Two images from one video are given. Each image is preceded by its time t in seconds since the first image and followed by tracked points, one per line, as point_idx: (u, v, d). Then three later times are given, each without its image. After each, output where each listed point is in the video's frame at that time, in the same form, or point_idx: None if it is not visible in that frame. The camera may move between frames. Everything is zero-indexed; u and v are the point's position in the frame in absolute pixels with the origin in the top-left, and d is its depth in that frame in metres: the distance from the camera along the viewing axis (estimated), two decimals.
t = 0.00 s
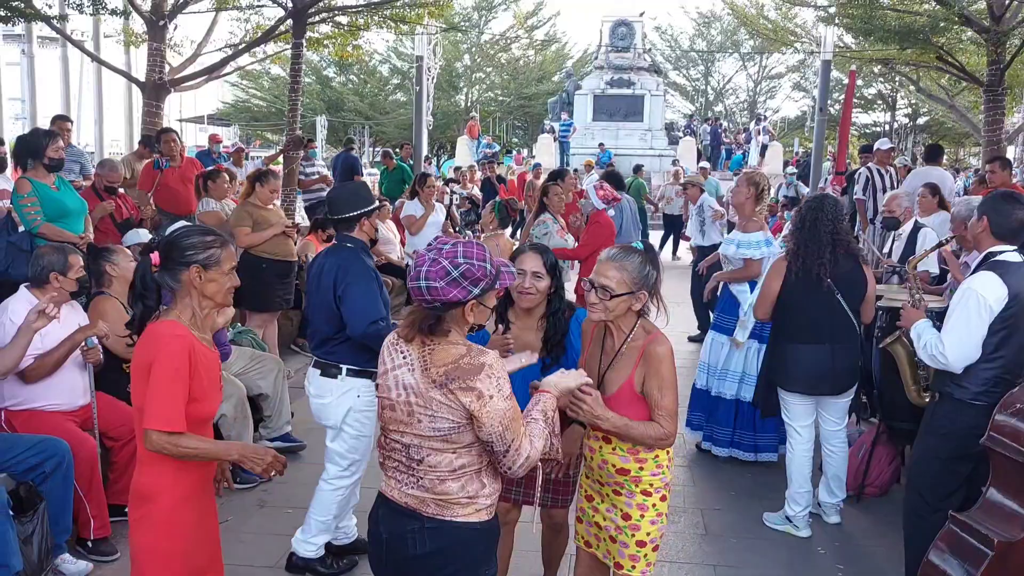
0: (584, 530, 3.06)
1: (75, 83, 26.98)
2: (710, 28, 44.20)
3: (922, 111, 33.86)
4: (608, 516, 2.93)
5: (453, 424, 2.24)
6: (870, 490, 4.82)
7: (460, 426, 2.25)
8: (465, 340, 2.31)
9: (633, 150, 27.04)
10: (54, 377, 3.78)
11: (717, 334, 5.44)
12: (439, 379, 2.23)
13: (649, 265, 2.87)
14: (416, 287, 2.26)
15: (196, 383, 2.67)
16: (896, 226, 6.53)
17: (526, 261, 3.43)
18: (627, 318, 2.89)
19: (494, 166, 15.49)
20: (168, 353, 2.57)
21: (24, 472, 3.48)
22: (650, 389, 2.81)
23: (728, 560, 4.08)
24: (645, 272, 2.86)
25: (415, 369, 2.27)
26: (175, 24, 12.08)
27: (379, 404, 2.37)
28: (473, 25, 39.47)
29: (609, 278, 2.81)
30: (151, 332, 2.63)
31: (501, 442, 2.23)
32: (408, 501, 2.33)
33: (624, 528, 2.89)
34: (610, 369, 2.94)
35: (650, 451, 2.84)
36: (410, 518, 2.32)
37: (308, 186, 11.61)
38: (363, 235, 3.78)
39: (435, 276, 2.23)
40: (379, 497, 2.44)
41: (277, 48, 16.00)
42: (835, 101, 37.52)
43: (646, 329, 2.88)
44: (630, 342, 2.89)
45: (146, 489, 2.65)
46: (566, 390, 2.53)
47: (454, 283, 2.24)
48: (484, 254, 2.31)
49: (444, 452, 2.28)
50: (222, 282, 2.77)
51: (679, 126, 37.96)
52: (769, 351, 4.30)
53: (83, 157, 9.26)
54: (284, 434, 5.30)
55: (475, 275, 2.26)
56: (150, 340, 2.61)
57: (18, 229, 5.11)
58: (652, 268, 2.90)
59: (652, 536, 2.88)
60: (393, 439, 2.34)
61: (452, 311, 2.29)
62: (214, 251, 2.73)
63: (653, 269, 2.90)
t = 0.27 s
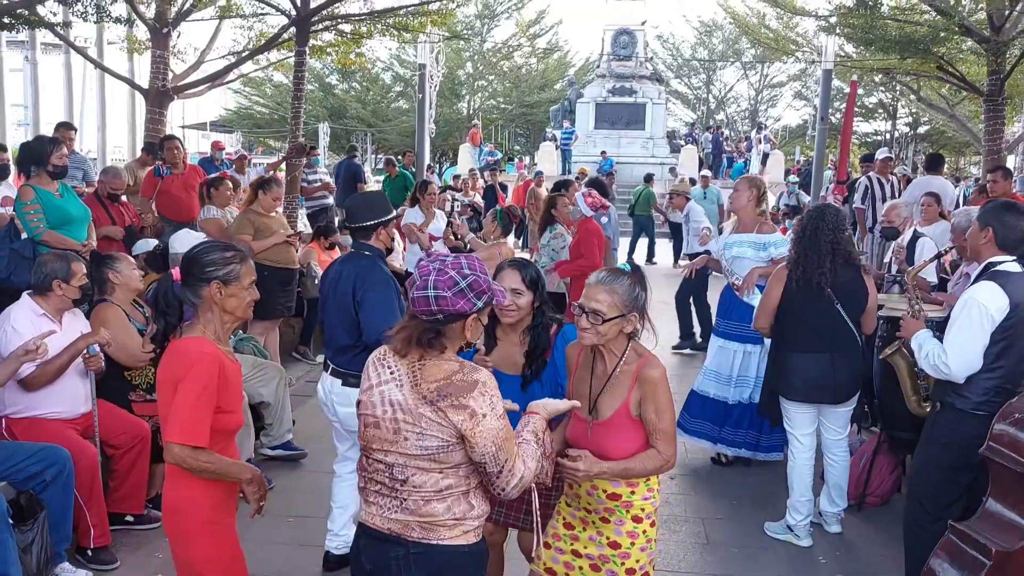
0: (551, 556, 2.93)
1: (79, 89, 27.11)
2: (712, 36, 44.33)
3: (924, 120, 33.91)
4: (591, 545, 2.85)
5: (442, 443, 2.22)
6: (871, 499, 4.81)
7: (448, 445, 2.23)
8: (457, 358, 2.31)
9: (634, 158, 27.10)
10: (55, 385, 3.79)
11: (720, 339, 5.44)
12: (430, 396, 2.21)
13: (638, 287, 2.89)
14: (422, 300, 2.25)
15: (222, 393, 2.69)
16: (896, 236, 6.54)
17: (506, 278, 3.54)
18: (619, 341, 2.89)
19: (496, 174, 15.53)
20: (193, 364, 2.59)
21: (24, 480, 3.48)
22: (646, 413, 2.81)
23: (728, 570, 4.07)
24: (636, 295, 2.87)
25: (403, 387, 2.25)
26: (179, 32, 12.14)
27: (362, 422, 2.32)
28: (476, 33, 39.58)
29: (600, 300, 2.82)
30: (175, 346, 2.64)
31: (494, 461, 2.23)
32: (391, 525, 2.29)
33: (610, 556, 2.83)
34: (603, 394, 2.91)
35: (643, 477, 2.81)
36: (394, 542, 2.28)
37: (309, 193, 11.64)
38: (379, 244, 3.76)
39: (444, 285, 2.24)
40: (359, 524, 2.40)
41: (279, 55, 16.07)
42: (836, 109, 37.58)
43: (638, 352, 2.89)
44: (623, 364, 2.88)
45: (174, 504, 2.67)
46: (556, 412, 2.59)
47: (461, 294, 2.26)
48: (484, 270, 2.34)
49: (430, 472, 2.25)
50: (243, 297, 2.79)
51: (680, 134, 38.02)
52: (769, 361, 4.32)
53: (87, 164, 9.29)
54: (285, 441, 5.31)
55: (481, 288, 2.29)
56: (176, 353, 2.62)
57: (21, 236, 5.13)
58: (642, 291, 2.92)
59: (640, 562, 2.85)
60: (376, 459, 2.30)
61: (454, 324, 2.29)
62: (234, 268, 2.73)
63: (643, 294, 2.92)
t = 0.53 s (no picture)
0: (532, 561, 2.93)
1: (80, 95, 27.15)
2: (712, 43, 44.41)
3: (924, 127, 33.93)
4: (570, 545, 2.86)
5: (427, 459, 2.21)
6: (871, 506, 4.80)
7: (433, 460, 2.22)
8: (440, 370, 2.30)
9: (635, 164, 27.12)
10: (54, 392, 3.78)
11: (723, 350, 5.45)
12: (415, 412, 2.20)
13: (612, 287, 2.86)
14: (405, 310, 2.22)
15: (262, 392, 2.68)
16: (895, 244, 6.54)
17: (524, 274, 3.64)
18: (591, 341, 2.85)
19: (496, 181, 15.55)
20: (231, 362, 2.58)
21: (22, 488, 3.47)
22: (614, 416, 2.76)
23: None
24: (610, 295, 2.85)
25: (386, 402, 2.23)
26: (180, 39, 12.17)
27: (343, 434, 2.30)
28: (476, 40, 39.66)
29: (571, 299, 2.79)
30: (215, 344, 2.64)
31: (484, 473, 2.26)
32: (374, 537, 2.27)
33: (589, 562, 2.82)
34: (573, 396, 2.87)
35: (615, 480, 2.77)
36: (377, 554, 2.27)
37: (310, 199, 11.65)
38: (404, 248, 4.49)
39: (420, 288, 2.23)
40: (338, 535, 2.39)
41: (280, 62, 16.10)
42: (836, 116, 37.62)
43: (613, 353, 2.85)
44: (594, 367, 2.84)
45: (216, 501, 2.65)
46: (534, 409, 2.56)
47: (439, 291, 2.25)
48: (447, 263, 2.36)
49: (414, 486, 2.24)
50: (276, 297, 2.81)
51: (681, 141, 38.05)
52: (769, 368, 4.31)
53: (87, 170, 9.30)
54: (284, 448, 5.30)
55: (452, 279, 2.30)
56: (215, 353, 2.61)
57: (20, 243, 5.14)
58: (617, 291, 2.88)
59: (618, 565, 2.82)
60: (358, 472, 2.29)
61: (439, 324, 2.27)
62: (268, 269, 2.76)
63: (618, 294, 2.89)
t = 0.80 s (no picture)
0: None
1: (80, 98, 27.18)
2: (712, 48, 44.48)
3: (923, 132, 33.96)
4: (531, 566, 2.78)
5: (426, 470, 2.16)
6: (870, 513, 4.79)
7: (430, 472, 2.17)
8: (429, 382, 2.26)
9: (634, 169, 27.16)
10: (53, 400, 3.78)
11: (722, 357, 5.44)
12: (418, 423, 2.17)
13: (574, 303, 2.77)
14: (379, 322, 2.22)
15: (297, 407, 2.65)
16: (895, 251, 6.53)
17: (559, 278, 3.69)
18: (558, 358, 2.76)
19: (496, 185, 15.57)
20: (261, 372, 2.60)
21: (20, 496, 3.47)
22: (582, 437, 2.67)
23: None
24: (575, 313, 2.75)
25: (385, 413, 2.18)
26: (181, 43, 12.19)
27: (330, 446, 2.22)
28: (477, 44, 39.73)
29: (533, 316, 2.70)
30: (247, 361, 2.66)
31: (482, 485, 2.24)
32: (357, 550, 2.20)
33: None
34: (541, 414, 2.77)
35: (580, 504, 2.70)
36: (361, 568, 2.20)
37: (310, 204, 11.65)
38: (433, 257, 4.83)
39: (388, 298, 2.24)
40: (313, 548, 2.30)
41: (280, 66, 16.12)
42: (836, 121, 37.69)
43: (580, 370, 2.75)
44: (562, 386, 2.73)
45: (260, 510, 2.68)
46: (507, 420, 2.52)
47: (408, 299, 2.26)
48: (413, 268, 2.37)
49: (407, 499, 2.18)
50: (305, 311, 2.82)
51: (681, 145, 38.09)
52: (769, 375, 4.30)
53: (87, 175, 9.31)
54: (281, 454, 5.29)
55: (420, 284, 2.29)
56: (251, 371, 2.61)
57: (19, 249, 5.14)
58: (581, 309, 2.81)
59: None
60: (345, 484, 2.21)
61: (416, 330, 2.27)
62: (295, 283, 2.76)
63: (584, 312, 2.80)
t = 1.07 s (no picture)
0: None
1: (80, 104, 27.26)
2: (710, 54, 44.62)
3: (921, 137, 34.04)
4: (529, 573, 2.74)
5: (444, 472, 2.20)
6: (869, 521, 4.80)
7: (447, 474, 2.21)
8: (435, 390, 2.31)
9: (633, 174, 27.22)
10: (52, 409, 3.79)
11: (722, 364, 5.41)
12: (433, 426, 2.21)
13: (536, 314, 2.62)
14: (384, 331, 2.30)
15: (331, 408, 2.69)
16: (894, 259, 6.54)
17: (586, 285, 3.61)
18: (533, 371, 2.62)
19: (495, 191, 15.61)
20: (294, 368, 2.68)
21: (19, 505, 3.48)
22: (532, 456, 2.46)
23: None
24: (534, 328, 2.61)
25: (398, 419, 2.21)
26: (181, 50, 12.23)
27: (343, 457, 2.23)
28: (475, 50, 39.83)
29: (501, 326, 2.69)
30: (280, 362, 2.72)
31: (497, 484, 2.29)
32: (380, 558, 2.22)
33: None
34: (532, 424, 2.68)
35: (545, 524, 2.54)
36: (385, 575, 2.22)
37: (309, 211, 11.67)
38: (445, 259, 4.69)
39: (390, 305, 2.33)
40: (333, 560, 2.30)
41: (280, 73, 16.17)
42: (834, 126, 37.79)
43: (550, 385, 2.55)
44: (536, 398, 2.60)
45: (285, 510, 2.69)
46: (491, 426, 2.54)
47: (411, 304, 2.35)
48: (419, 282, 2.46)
49: (428, 502, 2.21)
50: (336, 312, 2.98)
51: (680, 151, 38.17)
52: (768, 383, 4.31)
53: (87, 183, 9.33)
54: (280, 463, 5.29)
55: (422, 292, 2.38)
56: (285, 371, 2.67)
57: (20, 258, 5.15)
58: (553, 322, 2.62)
59: None
60: (362, 494, 2.22)
61: (420, 335, 2.33)
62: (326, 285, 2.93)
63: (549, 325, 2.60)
